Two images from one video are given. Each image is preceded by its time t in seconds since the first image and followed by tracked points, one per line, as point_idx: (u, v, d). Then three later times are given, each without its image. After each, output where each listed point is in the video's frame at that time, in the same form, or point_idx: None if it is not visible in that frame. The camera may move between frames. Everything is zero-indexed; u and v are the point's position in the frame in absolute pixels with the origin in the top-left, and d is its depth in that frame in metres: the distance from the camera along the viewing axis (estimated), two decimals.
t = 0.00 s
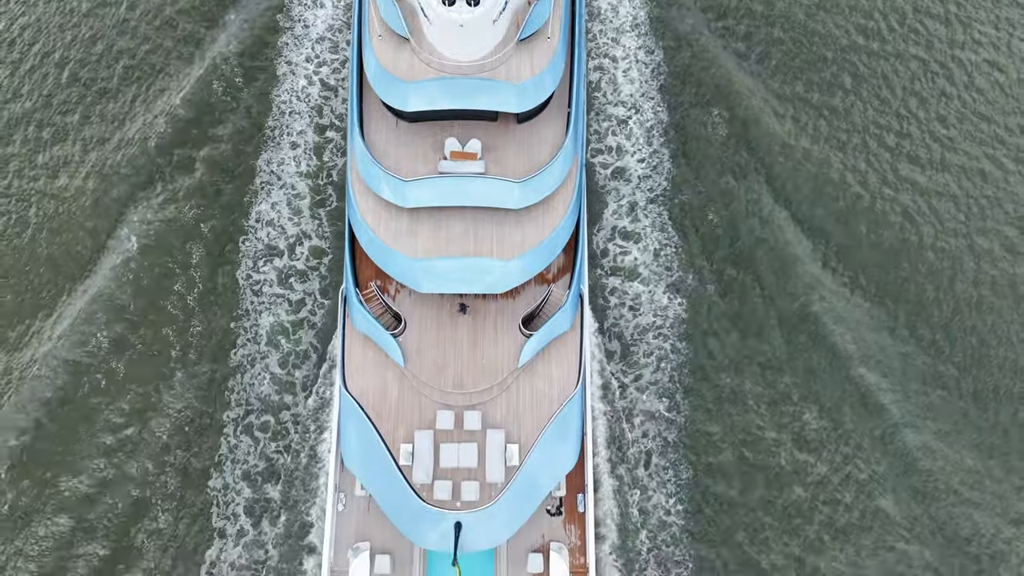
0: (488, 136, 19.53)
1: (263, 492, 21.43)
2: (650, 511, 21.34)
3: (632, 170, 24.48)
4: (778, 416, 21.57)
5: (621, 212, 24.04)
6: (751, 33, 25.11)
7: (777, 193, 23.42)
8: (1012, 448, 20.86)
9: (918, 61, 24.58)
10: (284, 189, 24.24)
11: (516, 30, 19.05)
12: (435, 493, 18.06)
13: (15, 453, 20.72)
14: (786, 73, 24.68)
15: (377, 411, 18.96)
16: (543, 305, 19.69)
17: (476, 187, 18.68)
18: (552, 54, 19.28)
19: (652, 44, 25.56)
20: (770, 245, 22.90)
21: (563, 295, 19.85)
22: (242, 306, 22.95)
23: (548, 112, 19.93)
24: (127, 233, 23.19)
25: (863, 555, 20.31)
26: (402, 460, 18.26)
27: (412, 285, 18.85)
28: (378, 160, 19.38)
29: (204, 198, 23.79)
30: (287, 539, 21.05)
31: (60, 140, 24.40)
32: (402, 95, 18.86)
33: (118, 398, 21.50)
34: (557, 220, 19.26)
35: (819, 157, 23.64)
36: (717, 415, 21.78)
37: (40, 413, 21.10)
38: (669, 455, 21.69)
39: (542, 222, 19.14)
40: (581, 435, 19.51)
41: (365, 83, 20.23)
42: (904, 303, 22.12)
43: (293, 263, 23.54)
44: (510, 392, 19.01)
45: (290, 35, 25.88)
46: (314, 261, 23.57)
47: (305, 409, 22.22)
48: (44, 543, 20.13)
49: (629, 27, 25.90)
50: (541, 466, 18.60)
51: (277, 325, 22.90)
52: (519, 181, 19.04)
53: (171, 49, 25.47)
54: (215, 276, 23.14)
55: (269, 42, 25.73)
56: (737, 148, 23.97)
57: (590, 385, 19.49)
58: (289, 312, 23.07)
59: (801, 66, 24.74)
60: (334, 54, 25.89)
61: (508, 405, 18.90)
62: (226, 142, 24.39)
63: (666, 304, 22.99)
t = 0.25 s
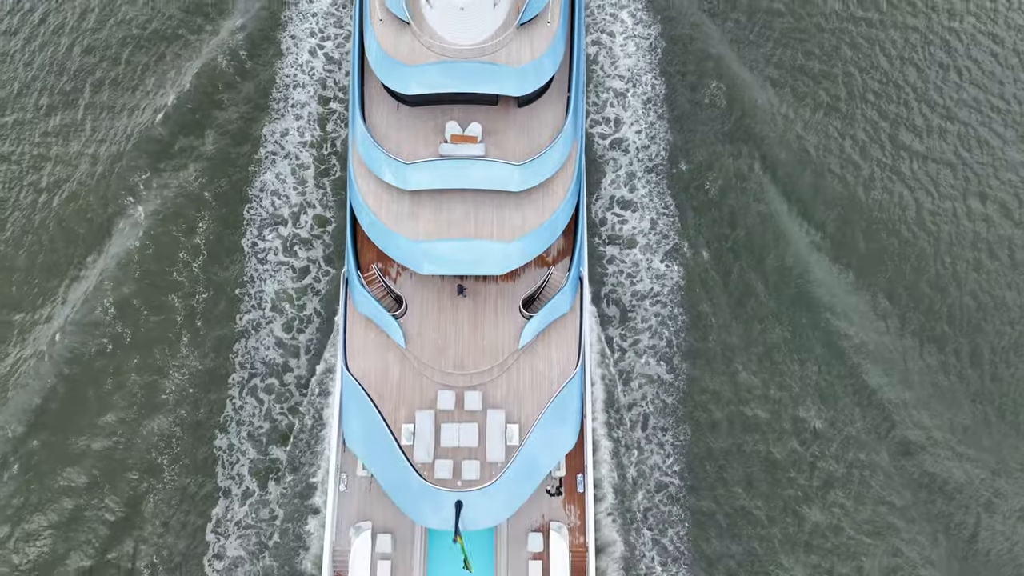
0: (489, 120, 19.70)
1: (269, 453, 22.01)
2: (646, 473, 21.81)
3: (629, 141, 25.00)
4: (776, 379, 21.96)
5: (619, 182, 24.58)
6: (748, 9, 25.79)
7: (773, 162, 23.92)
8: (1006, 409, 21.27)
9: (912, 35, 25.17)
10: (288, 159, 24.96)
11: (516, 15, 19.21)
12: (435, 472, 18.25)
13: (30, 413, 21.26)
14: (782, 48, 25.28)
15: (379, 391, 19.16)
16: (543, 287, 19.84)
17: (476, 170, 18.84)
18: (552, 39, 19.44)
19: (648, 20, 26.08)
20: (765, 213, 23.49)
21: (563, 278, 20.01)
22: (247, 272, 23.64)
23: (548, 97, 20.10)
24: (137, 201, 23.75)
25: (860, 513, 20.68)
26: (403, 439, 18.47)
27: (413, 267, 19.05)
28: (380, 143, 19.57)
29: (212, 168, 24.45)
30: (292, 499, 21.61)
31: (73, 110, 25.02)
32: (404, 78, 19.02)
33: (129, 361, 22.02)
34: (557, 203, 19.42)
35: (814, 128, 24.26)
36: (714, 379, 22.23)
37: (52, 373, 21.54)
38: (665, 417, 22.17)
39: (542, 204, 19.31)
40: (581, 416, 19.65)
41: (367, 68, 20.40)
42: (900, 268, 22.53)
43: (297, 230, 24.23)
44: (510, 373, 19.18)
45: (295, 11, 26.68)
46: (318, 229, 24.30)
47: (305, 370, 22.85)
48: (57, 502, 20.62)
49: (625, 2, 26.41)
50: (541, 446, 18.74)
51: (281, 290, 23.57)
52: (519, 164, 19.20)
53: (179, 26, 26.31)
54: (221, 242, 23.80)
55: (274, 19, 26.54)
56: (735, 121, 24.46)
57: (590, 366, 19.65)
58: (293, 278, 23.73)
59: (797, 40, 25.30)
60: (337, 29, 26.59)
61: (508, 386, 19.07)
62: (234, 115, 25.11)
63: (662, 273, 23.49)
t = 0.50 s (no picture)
0: (489, 104, 19.88)
1: (272, 416, 22.58)
2: (644, 434, 22.31)
3: (627, 113, 25.51)
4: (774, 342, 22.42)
5: (617, 152, 25.06)
6: None
7: (770, 134, 24.23)
8: (999, 372, 21.81)
9: (913, 6, 25.36)
10: (292, 130, 25.45)
11: None
12: (436, 451, 18.45)
13: (41, 370, 21.55)
14: (783, 19, 25.42)
15: (380, 372, 19.37)
16: (543, 270, 20.02)
17: (477, 152, 19.02)
18: (552, 23, 19.61)
19: None
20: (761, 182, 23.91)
21: (563, 260, 20.18)
22: (252, 241, 24.14)
23: (548, 81, 20.27)
24: (146, 168, 24.18)
25: (860, 471, 21.04)
26: (404, 419, 18.68)
27: (415, 249, 19.25)
28: (381, 126, 19.73)
29: (216, 139, 24.88)
30: (298, 461, 22.22)
31: (82, 77, 25.42)
32: (405, 63, 19.22)
33: (138, 322, 22.43)
34: (556, 186, 19.60)
35: (811, 100, 24.50)
36: (713, 342, 22.72)
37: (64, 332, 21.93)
38: (663, 380, 22.68)
39: (542, 187, 19.49)
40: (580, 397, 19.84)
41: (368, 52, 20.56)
42: (896, 234, 22.97)
43: (302, 200, 24.73)
44: (510, 354, 19.37)
45: None
46: (322, 199, 24.79)
47: (308, 334, 23.38)
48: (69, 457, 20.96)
49: None
50: (541, 427, 18.91)
51: (286, 260, 24.06)
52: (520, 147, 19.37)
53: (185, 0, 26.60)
54: (225, 210, 24.22)
55: None
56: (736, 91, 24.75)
57: (589, 348, 19.84)
58: (298, 247, 24.22)
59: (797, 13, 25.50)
60: (341, 3, 27.13)
61: (508, 367, 19.26)
62: (240, 86, 25.61)
63: (659, 241, 24.05)
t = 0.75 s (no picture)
0: (490, 88, 20.06)
1: (276, 379, 23.10)
2: (643, 398, 22.90)
3: (625, 85, 25.93)
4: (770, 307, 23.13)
5: (616, 124, 25.56)
6: None
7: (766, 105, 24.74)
8: (989, 335, 22.48)
9: None
10: (297, 103, 25.70)
11: None
12: (437, 431, 18.62)
13: (56, 333, 22.24)
14: None
15: (382, 354, 19.50)
16: (543, 253, 20.18)
17: (478, 136, 19.18)
18: (552, 7, 19.79)
19: None
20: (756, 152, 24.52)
21: (563, 244, 20.34)
22: (257, 210, 24.59)
23: (548, 66, 20.44)
24: (152, 138, 24.57)
25: (851, 428, 21.84)
26: (405, 400, 18.86)
27: (416, 232, 19.43)
28: (383, 111, 19.89)
29: (220, 111, 25.29)
30: (303, 423, 22.71)
31: (93, 45, 25.85)
32: (408, 48, 19.39)
33: (150, 286, 23.04)
34: (556, 170, 19.76)
35: (806, 72, 25.17)
36: (711, 308, 23.33)
37: (79, 295, 22.60)
38: (661, 344, 23.26)
39: (542, 171, 19.67)
40: (580, 379, 20.01)
41: (370, 38, 20.73)
42: (891, 203, 23.61)
43: (306, 170, 25.10)
44: (510, 336, 19.54)
45: None
46: (327, 169, 25.17)
47: (312, 300, 23.87)
48: (85, 412, 21.65)
49: None
50: (540, 408, 19.09)
51: (291, 228, 24.52)
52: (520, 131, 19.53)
53: None
54: (229, 181, 24.66)
55: None
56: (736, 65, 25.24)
57: (589, 330, 20.02)
58: (303, 216, 24.68)
59: None
60: None
61: (509, 349, 19.43)
62: (245, 61, 25.91)
63: (657, 210, 24.61)
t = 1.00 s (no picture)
0: (490, 73, 20.22)
1: (279, 343, 23.58)
2: (641, 362, 23.41)
3: (623, 59, 26.58)
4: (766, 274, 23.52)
5: (614, 96, 26.19)
6: None
7: (764, 77, 25.20)
8: (986, 299, 22.62)
9: None
10: (300, 76, 26.39)
11: None
12: (437, 411, 18.80)
13: (65, 296, 22.69)
14: None
15: (383, 336, 19.66)
16: (542, 236, 20.35)
17: (478, 119, 19.34)
18: None
19: None
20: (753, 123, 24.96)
21: (562, 228, 20.52)
22: (262, 179, 25.14)
23: (548, 51, 20.62)
24: (157, 109, 24.90)
25: (848, 389, 22.13)
26: (406, 380, 19.03)
27: (417, 215, 19.59)
28: (384, 95, 20.05)
29: (225, 84, 25.74)
30: (308, 386, 23.18)
31: (104, 18, 26.47)
32: (410, 32, 19.52)
33: (155, 253, 23.43)
34: (556, 153, 19.94)
35: (805, 44, 25.55)
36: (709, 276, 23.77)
37: (89, 259, 23.04)
38: (659, 310, 23.79)
39: (542, 155, 19.84)
40: (579, 361, 20.21)
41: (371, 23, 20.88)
42: (888, 170, 23.83)
43: (310, 141, 25.76)
44: (510, 318, 19.71)
45: None
46: (330, 139, 25.90)
47: (316, 268, 24.44)
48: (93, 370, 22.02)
49: None
50: (540, 389, 19.27)
51: (295, 196, 25.09)
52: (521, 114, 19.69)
53: None
54: (234, 152, 25.14)
55: None
56: (733, 37, 25.73)
57: (588, 312, 20.20)
58: (307, 184, 25.29)
59: None
60: None
61: (509, 331, 19.60)
62: (252, 37, 26.50)
63: (654, 180, 25.17)
